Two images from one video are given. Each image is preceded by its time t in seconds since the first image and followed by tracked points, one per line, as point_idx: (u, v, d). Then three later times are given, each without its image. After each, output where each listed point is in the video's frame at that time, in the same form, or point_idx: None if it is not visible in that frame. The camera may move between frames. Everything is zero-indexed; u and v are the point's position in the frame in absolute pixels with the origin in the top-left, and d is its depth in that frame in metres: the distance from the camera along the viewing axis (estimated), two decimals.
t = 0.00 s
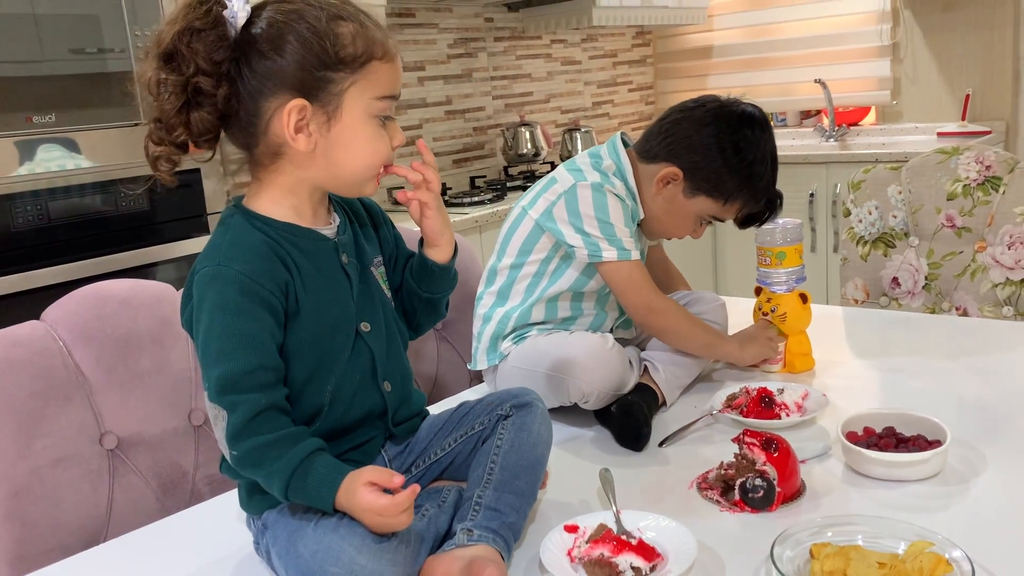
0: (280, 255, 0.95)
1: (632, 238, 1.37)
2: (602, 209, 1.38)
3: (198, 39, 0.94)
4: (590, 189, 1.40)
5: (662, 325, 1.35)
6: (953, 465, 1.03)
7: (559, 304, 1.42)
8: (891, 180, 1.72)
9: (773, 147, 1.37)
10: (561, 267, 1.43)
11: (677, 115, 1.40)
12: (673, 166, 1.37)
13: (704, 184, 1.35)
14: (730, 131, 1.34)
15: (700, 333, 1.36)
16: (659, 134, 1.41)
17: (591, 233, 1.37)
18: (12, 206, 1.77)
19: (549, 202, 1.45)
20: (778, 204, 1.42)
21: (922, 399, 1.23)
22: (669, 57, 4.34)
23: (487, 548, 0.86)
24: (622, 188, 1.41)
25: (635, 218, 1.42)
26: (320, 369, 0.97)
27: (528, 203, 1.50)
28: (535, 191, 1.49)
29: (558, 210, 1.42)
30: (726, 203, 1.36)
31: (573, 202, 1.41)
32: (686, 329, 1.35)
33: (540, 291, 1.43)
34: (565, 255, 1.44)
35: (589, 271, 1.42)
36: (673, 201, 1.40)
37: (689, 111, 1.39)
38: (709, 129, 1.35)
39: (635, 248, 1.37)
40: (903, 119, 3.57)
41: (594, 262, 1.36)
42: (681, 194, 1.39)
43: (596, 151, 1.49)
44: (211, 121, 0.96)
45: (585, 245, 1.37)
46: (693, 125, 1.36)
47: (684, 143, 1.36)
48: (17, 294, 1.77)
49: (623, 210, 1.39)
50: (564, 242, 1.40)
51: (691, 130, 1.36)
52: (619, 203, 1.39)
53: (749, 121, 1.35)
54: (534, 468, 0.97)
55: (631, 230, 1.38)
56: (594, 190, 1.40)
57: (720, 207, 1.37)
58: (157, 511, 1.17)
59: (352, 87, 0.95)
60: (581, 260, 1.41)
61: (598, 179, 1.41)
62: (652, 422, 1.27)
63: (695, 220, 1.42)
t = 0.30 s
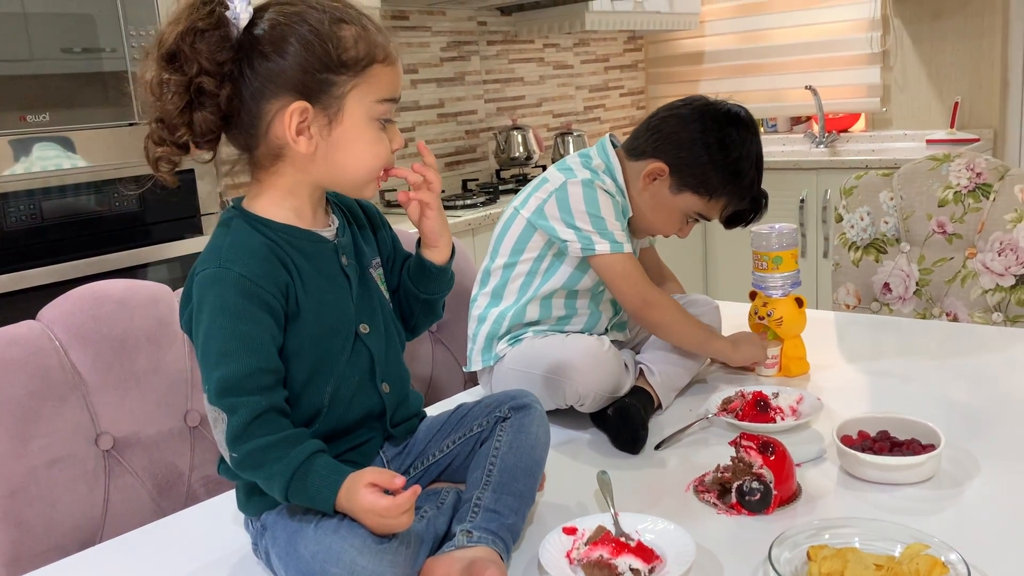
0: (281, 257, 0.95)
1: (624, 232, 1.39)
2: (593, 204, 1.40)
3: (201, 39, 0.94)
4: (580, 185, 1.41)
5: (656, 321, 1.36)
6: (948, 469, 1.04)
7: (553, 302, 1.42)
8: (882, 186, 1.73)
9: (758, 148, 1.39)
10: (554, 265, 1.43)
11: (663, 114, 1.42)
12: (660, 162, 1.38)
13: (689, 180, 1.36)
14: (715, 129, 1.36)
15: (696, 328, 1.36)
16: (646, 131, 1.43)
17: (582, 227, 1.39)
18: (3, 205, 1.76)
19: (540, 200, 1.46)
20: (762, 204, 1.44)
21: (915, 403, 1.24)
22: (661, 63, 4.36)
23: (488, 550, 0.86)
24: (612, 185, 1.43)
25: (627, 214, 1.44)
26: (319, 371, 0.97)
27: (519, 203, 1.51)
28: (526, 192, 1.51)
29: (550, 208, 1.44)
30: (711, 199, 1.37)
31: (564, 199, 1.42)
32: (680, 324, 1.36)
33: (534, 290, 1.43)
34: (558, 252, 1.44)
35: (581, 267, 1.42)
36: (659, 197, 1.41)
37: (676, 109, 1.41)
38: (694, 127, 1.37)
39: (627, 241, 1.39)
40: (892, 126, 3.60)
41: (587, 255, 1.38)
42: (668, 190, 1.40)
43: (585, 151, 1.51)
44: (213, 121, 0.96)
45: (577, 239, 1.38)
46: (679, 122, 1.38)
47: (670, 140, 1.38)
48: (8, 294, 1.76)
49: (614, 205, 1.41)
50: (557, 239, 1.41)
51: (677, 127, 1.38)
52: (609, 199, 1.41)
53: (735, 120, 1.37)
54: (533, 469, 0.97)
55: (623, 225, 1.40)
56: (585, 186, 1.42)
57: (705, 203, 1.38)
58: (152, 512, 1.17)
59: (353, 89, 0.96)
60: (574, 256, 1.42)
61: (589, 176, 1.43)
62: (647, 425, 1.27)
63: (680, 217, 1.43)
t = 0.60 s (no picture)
0: (280, 259, 0.95)
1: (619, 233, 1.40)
2: (587, 206, 1.40)
3: (201, 43, 0.94)
4: (574, 188, 1.42)
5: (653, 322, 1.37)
6: (948, 477, 1.04)
7: (550, 305, 1.42)
8: (882, 194, 1.73)
9: (753, 155, 1.39)
10: (550, 267, 1.44)
11: (660, 117, 1.43)
12: (653, 164, 1.39)
13: (682, 183, 1.37)
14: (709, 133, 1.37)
15: (693, 327, 1.37)
16: (642, 133, 1.43)
17: (577, 229, 1.39)
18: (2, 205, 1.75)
19: (535, 203, 1.46)
20: (754, 212, 1.45)
21: (914, 411, 1.24)
22: (660, 68, 4.36)
23: (487, 555, 0.86)
24: (606, 187, 1.44)
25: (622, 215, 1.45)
26: (317, 373, 0.97)
27: (513, 207, 1.52)
28: (520, 196, 1.51)
29: (544, 211, 1.44)
30: (702, 203, 1.38)
31: (558, 202, 1.43)
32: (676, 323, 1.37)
33: (530, 293, 1.43)
34: (553, 255, 1.44)
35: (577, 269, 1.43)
36: (651, 200, 1.42)
37: (673, 113, 1.42)
38: (689, 130, 1.37)
39: (622, 242, 1.39)
40: (891, 134, 3.60)
41: (583, 257, 1.38)
42: (659, 193, 1.40)
43: (579, 156, 1.52)
44: (213, 125, 0.96)
45: (573, 241, 1.38)
46: (675, 126, 1.39)
47: (664, 142, 1.38)
48: (6, 293, 1.75)
49: (608, 207, 1.41)
50: (552, 241, 1.41)
51: (672, 130, 1.39)
52: (604, 201, 1.41)
53: (730, 126, 1.38)
54: (532, 473, 0.97)
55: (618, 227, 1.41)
56: (579, 189, 1.42)
57: (696, 207, 1.39)
58: (149, 513, 1.16)
59: (353, 94, 0.96)
60: (570, 258, 1.42)
61: (582, 179, 1.44)
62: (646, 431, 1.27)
63: (671, 221, 1.44)
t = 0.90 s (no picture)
0: (278, 260, 0.94)
1: (619, 238, 1.39)
2: (587, 210, 1.39)
3: (199, 42, 0.94)
4: (575, 191, 1.41)
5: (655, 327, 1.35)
6: (951, 485, 1.03)
7: (550, 308, 1.41)
8: (886, 200, 1.73)
9: (756, 162, 1.39)
10: (551, 270, 1.43)
11: (666, 120, 1.42)
12: (657, 168, 1.38)
13: (686, 187, 1.36)
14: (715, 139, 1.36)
15: (692, 332, 1.36)
16: (648, 135, 1.42)
17: (577, 233, 1.38)
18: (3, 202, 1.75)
19: (535, 206, 1.45)
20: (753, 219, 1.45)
21: (916, 417, 1.23)
22: (664, 72, 4.36)
23: (485, 559, 0.85)
24: (607, 190, 1.43)
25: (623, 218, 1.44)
26: (315, 375, 0.96)
27: (514, 210, 1.51)
28: (521, 198, 1.50)
29: (545, 214, 1.43)
30: (704, 209, 1.38)
31: (559, 205, 1.41)
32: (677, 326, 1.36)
33: (530, 296, 1.42)
34: (554, 258, 1.43)
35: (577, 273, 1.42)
36: (653, 203, 1.41)
37: (680, 116, 1.41)
38: (695, 135, 1.37)
39: (622, 246, 1.38)
40: (895, 140, 3.60)
41: (582, 261, 1.37)
42: (662, 197, 1.40)
43: (581, 157, 1.50)
44: (210, 124, 0.96)
45: (573, 245, 1.37)
46: (682, 129, 1.38)
47: (670, 146, 1.38)
48: (6, 291, 1.75)
49: (609, 211, 1.40)
50: (552, 245, 1.40)
51: (679, 133, 1.38)
52: (604, 205, 1.40)
53: (736, 133, 1.37)
54: (531, 477, 0.96)
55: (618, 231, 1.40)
56: (579, 193, 1.41)
57: (698, 212, 1.39)
58: (147, 513, 1.16)
59: (352, 95, 0.95)
60: (570, 262, 1.41)
61: (583, 182, 1.42)
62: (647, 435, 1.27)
63: (672, 225, 1.43)
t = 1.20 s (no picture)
0: (278, 259, 0.94)
1: (621, 246, 1.38)
2: (590, 217, 1.39)
3: (200, 40, 0.93)
4: (579, 196, 1.40)
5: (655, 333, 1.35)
6: (953, 488, 1.02)
7: (550, 311, 1.41)
8: (889, 202, 1.72)
9: (763, 164, 1.39)
10: (551, 274, 1.43)
11: (673, 121, 1.42)
12: (664, 167, 1.38)
13: (693, 188, 1.36)
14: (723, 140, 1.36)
15: (692, 343, 1.36)
16: (655, 136, 1.42)
17: (578, 239, 1.37)
18: (5, 199, 1.75)
19: (539, 209, 1.45)
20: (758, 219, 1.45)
21: (918, 420, 1.23)
22: (669, 73, 4.36)
23: (484, 559, 0.85)
24: (612, 195, 1.42)
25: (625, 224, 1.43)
26: (313, 374, 0.96)
27: (517, 211, 1.50)
28: (525, 200, 1.50)
29: (547, 217, 1.43)
30: (710, 210, 1.37)
31: (562, 209, 1.41)
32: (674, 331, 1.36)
33: (531, 299, 1.42)
34: (555, 262, 1.43)
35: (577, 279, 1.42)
36: (660, 204, 1.41)
37: (688, 117, 1.40)
38: (703, 136, 1.36)
39: (622, 255, 1.37)
40: (899, 141, 3.59)
41: (581, 269, 1.37)
42: (668, 197, 1.39)
43: (587, 159, 1.50)
44: (211, 123, 0.95)
45: (573, 252, 1.37)
46: (690, 130, 1.38)
47: (678, 147, 1.37)
48: (9, 287, 1.75)
49: (611, 217, 1.40)
50: (553, 250, 1.40)
51: (686, 135, 1.37)
52: (607, 210, 1.39)
53: (744, 134, 1.37)
54: (531, 477, 0.96)
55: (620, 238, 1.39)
56: (583, 197, 1.40)
57: (704, 214, 1.38)
58: (146, 511, 1.16)
59: (353, 95, 0.95)
60: (570, 268, 1.41)
61: (587, 186, 1.42)
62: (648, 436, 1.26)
63: (678, 226, 1.43)
